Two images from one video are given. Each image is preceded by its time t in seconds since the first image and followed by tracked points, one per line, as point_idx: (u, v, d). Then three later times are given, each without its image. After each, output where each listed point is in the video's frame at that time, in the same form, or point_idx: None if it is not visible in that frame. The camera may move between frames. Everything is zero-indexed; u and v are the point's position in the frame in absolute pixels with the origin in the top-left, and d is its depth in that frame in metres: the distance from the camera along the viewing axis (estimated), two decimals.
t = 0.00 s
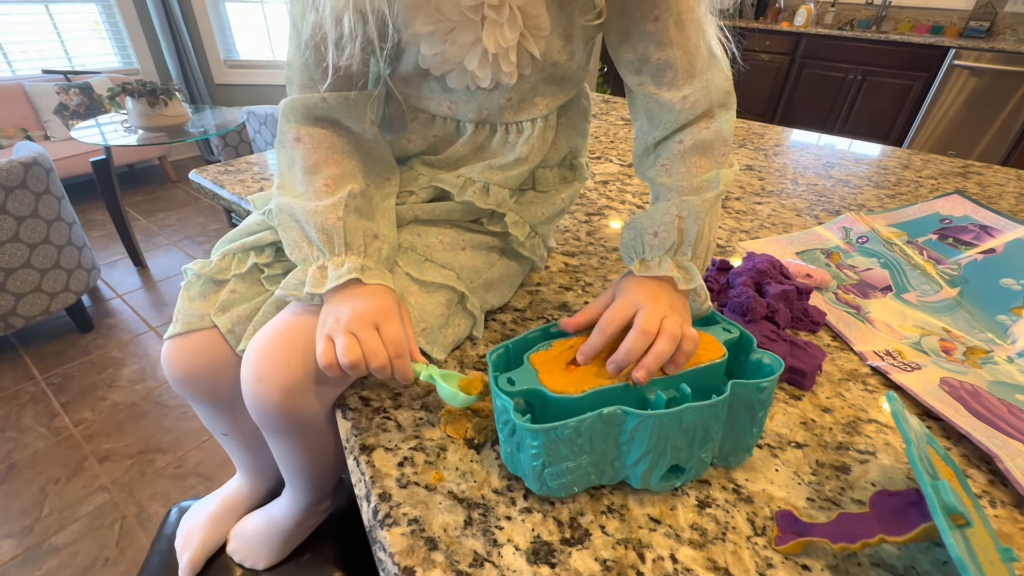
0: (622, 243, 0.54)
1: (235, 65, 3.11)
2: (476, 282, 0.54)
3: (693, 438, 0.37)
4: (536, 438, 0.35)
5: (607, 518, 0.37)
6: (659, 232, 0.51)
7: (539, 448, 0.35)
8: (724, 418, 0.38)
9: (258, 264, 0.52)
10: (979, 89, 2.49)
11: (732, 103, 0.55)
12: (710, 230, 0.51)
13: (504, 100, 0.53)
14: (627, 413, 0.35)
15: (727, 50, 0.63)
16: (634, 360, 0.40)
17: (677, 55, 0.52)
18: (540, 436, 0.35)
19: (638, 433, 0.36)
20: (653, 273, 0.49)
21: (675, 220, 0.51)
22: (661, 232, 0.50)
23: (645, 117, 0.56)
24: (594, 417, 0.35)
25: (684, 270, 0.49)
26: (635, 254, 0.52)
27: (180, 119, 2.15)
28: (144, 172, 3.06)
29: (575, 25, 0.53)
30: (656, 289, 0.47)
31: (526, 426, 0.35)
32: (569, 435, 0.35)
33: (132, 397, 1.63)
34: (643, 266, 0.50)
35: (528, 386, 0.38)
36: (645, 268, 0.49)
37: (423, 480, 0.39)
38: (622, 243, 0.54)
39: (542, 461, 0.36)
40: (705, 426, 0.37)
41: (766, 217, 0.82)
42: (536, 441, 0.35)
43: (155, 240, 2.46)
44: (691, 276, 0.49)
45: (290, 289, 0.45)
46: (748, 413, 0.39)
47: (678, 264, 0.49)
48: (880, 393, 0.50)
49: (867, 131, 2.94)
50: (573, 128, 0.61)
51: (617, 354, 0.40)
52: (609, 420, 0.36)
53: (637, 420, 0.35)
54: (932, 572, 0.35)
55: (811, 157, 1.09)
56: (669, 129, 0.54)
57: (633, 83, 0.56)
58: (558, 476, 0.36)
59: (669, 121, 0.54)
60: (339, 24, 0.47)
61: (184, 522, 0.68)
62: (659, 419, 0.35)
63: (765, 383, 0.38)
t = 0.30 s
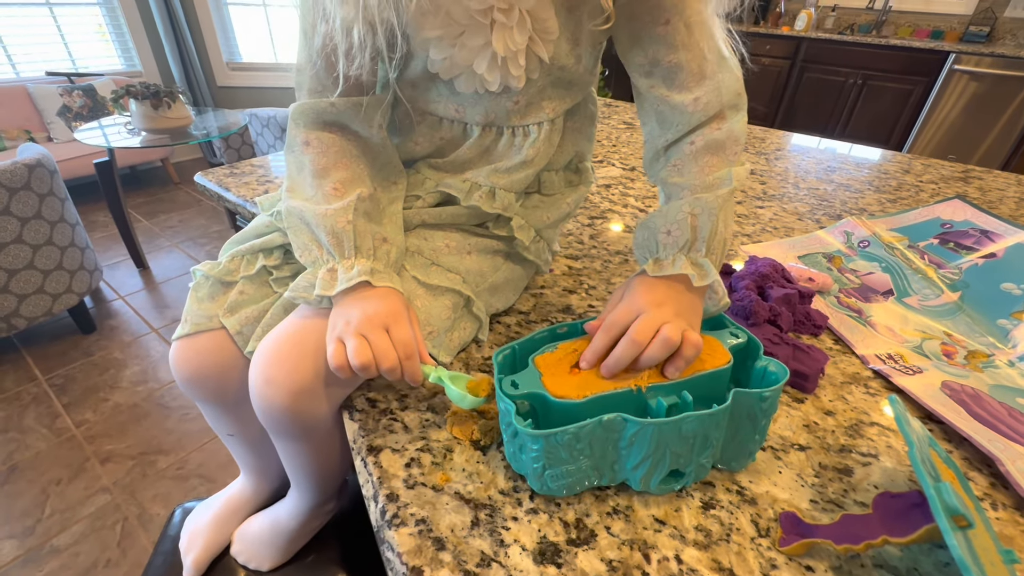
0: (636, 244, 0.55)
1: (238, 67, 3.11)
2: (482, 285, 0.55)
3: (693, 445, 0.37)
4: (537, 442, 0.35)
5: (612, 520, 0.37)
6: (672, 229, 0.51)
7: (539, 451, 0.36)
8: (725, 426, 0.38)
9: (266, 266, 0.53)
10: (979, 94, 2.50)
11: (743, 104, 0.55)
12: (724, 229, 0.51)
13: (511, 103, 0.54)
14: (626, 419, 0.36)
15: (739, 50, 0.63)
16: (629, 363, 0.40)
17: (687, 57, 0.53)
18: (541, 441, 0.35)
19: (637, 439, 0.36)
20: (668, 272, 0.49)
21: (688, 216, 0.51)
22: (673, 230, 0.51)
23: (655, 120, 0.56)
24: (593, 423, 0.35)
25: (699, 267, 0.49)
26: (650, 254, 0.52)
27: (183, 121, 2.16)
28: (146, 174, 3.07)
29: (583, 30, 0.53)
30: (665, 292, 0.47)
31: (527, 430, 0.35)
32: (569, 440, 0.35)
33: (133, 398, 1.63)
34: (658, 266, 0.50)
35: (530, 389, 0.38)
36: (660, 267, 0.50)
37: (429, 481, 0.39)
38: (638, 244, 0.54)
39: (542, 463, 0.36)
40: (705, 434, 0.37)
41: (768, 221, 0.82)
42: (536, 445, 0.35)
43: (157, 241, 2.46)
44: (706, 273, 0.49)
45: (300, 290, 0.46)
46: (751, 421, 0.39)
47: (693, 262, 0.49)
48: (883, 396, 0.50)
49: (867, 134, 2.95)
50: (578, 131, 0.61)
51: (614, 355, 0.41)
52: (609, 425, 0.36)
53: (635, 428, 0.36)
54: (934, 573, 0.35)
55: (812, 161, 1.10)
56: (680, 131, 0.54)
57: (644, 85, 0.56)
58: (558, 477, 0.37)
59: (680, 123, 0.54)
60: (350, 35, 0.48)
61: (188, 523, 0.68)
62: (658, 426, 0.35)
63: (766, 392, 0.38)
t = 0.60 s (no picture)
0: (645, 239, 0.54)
1: (239, 70, 3.12)
2: (489, 285, 0.55)
3: (702, 446, 0.37)
4: (546, 445, 0.35)
5: (620, 518, 0.38)
6: (677, 225, 0.51)
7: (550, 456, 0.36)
8: (734, 427, 0.38)
9: (277, 264, 0.53)
10: (977, 97, 2.51)
11: (752, 101, 0.55)
12: (732, 221, 0.51)
13: (518, 104, 0.54)
14: (637, 423, 0.36)
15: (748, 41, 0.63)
16: (641, 366, 0.41)
17: (695, 56, 0.53)
18: (551, 445, 0.35)
19: (647, 442, 0.36)
20: (675, 269, 0.49)
21: (694, 211, 0.51)
22: (679, 225, 0.51)
23: (665, 118, 0.57)
24: (605, 427, 0.35)
25: (705, 261, 0.49)
26: (656, 250, 0.52)
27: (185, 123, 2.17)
28: (147, 177, 3.07)
29: (589, 31, 0.53)
30: (669, 291, 0.48)
31: (539, 434, 0.35)
32: (579, 443, 0.35)
33: (134, 400, 1.63)
34: (664, 264, 0.50)
35: (540, 393, 0.38)
36: (666, 265, 0.50)
37: (438, 480, 0.40)
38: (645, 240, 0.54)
39: (552, 465, 0.36)
40: (714, 436, 0.37)
41: (771, 223, 0.83)
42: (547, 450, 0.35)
43: (157, 243, 2.46)
44: (711, 266, 0.49)
45: (308, 286, 0.46)
46: (758, 420, 0.39)
47: (699, 256, 0.50)
48: (888, 396, 0.51)
49: (866, 137, 2.95)
50: (584, 133, 0.61)
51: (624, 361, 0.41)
52: (620, 429, 0.36)
53: (644, 431, 0.36)
54: (942, 572, 0.35)
55: (814, 164, 1.10)
56: (689, 130, 0.54)
57: (653, 85, 0.56)
58: (570, 480, 0.37)
59: (689, 121, 0.54)
60: (359, 38, 0.49)
61: (192, 526, 0.68)
62: (669, 430, 0.36)
63: (774, 393, 0.38)
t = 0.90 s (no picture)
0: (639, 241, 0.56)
1: (239, 73, 3.12)
2: (497, 289, 0.56)
3: (716, 447, 0.38)
4: (569, 462, 0.35)
5: (630, 519, 0.38)
6: (676, 230, 0.52)
7: (572, 470, 0.36)
8: (745, 427, 0.39)
9: (287, 269, 0.54)
10: (972, 101, 2.53)
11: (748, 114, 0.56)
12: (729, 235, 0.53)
13: (525, 111, 0.55)
14: (656, 431, 0.36)
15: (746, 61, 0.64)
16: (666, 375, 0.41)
17: (697, 65, 0.54)
18: (574, 460, 0.35)
19: (666, 448, 0.37)
20: (675, 278, 0.49)
21: (696, 220, 0.51)
22: (678, 231, 0.52)
23: (663, 128, 0.57)
24: (625, 437, 0.36)
25: (703, 272, 0.50)
26: (653, 254, 0.53)
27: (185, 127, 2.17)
28: (146, 180, 3.07)
29: (594, 39, 0.54)
30: (673, 297, 0.48)
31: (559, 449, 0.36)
32: (603, 457, 0.36)
33: (134, 403, 1.63)
34: (664, 271, 0.50)
35: (555, 408, 0.39)
36: (666, 272, 0.50)
37: (450, 481, 0.40)
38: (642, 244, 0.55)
39: (575, 481, 0.36)
40: (728, 436, 0.38)
41: (772, 226, 0.83)
42: (569, 464, 0.35)
43: (156, 246, 2.46)
44: (710, 277, 0.50)
45: (321, 291, 0.47)
46: (766, 418, 0.40)
47: (697, 265, 0.51)
48: (890, 398, 0.51)
49: (863, 141, 2.97)
50: (589, 139, 0.62)
51: (648, 368, 0.41)
52: (639, 438, 0.36)
53: (664, 440, 0.36)
54: (945, 570, 0.36)
55: (813, 168, 1.11)
56: (686, 139, 0.55)
57: (652, 94, 0.57)
58: (590, 493, 0.37)
59: (687, 131, 0.55)
60: (370, 48, 0.50)
61: (196, 528, 0.69)
62: (687, 436, 0.36)
63: (782, 390, 0.39)
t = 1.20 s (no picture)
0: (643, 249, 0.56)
1: (235, 76, 3.12)
2: (501, 291, 0.56)
3: (724, 442, 0.39)
4: (582, 459, 0.36)
5: (638, 517, 0.39)
6: (679, 235, 0.52)
7: (584, 467, 0.36)
8: (751, 422, 0.40)
9: (290, 267, 0.54)
10: (965, 104, 2.56)
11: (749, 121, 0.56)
12: (733, 240, 0.52)
13: (528, 115, 0.55)
14: (666, 426, 0.37)
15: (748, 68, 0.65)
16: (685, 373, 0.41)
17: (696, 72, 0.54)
18: (586, 457, 0.36)
19: (676, 444, 0.37)
20: (677, 281, 0.48)
21: (698, 224, 0.51)
22: (681, 237, 0.51)
23: (666, 136, 0.57)
24: (636, 433, 0.36)
25: (708, 275, 0.49)
26: (658, 260, 0.53)
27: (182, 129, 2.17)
28: (142, 183, 3.06)
29: (595, 43, 0.55)
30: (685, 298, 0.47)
31: (571, 446, 0.36)
32: (615, 453, 0.36)
33: (132, 407, 1.62)
34: (666, 275, 0.50)
35: (565, 406, 0.39)
36: (667, 275, 0.50)
37: (459, 482, 0.40)
38: (646, 249, 0.55)
39: (587, 478, 0.37)
40: (735, 431, 0.39)
41: (771, 229, 0.84)
42: (581, 461, 0.36)
43: (153, 249, 2.45)
44: (714, 280, 0.49)
45: (329, 292, 0.47)
46: (771, 414, 0.41)
47: (701, 269, 0.50)
48: (891, 398, 0.52)
49: (857, 143, 3.00)
50: (591, 143, 0.63)
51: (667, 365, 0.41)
52: (650, 433, 0.37)
53: (675, 434, 0.37)
54: (948, 565, 0.37)
55: (810, 170, 1.12)
56: (689, 144, 0.55)
57: (654, 101, 0.57)
58: (602, 491, 0.37)
59: (689, 136, 0.55)
60: (375, 48, 0.50)
61: (199, 531, 0.68)
62: (695, 429, 0.37)
63: (786, 386, 0.40)
